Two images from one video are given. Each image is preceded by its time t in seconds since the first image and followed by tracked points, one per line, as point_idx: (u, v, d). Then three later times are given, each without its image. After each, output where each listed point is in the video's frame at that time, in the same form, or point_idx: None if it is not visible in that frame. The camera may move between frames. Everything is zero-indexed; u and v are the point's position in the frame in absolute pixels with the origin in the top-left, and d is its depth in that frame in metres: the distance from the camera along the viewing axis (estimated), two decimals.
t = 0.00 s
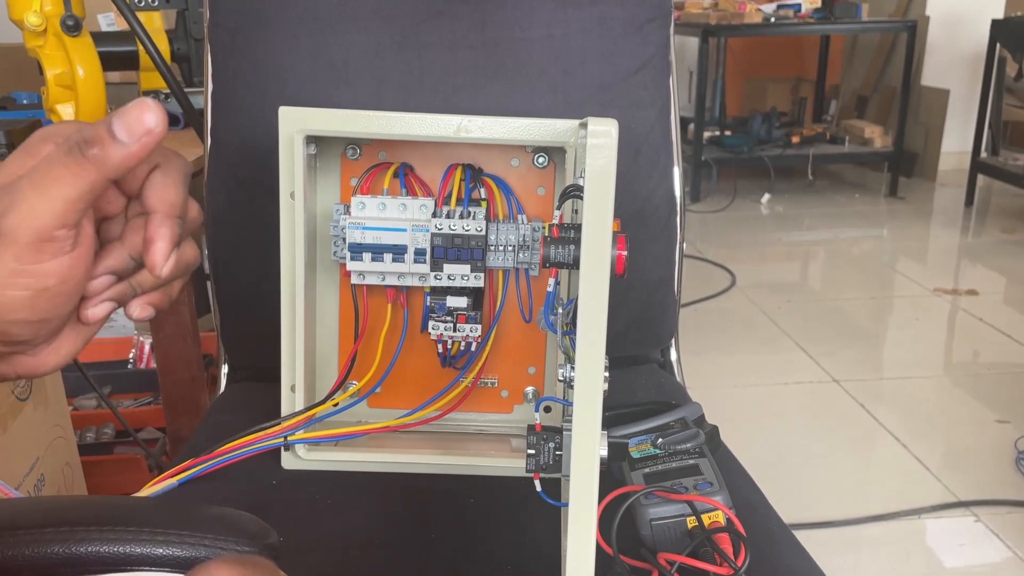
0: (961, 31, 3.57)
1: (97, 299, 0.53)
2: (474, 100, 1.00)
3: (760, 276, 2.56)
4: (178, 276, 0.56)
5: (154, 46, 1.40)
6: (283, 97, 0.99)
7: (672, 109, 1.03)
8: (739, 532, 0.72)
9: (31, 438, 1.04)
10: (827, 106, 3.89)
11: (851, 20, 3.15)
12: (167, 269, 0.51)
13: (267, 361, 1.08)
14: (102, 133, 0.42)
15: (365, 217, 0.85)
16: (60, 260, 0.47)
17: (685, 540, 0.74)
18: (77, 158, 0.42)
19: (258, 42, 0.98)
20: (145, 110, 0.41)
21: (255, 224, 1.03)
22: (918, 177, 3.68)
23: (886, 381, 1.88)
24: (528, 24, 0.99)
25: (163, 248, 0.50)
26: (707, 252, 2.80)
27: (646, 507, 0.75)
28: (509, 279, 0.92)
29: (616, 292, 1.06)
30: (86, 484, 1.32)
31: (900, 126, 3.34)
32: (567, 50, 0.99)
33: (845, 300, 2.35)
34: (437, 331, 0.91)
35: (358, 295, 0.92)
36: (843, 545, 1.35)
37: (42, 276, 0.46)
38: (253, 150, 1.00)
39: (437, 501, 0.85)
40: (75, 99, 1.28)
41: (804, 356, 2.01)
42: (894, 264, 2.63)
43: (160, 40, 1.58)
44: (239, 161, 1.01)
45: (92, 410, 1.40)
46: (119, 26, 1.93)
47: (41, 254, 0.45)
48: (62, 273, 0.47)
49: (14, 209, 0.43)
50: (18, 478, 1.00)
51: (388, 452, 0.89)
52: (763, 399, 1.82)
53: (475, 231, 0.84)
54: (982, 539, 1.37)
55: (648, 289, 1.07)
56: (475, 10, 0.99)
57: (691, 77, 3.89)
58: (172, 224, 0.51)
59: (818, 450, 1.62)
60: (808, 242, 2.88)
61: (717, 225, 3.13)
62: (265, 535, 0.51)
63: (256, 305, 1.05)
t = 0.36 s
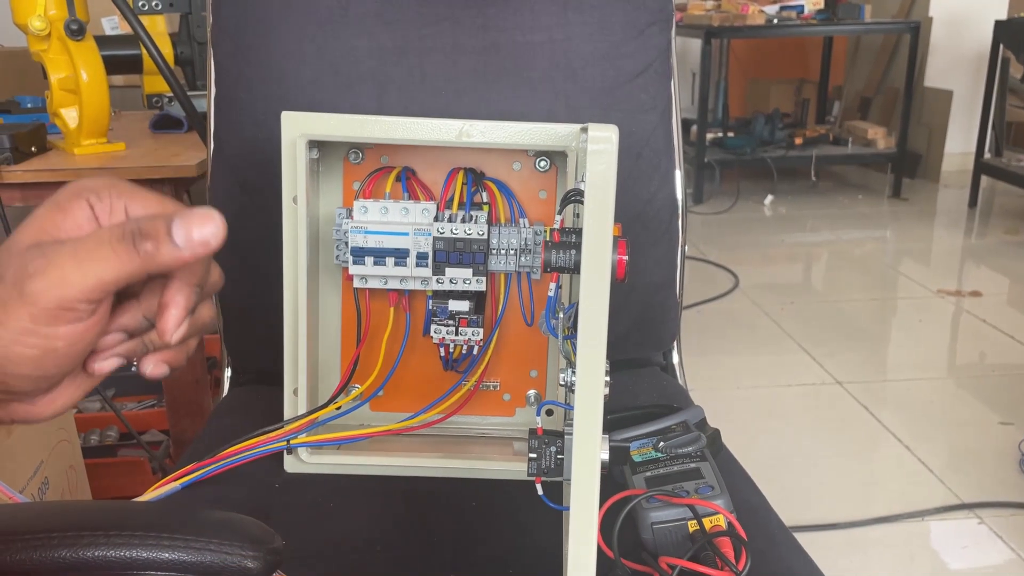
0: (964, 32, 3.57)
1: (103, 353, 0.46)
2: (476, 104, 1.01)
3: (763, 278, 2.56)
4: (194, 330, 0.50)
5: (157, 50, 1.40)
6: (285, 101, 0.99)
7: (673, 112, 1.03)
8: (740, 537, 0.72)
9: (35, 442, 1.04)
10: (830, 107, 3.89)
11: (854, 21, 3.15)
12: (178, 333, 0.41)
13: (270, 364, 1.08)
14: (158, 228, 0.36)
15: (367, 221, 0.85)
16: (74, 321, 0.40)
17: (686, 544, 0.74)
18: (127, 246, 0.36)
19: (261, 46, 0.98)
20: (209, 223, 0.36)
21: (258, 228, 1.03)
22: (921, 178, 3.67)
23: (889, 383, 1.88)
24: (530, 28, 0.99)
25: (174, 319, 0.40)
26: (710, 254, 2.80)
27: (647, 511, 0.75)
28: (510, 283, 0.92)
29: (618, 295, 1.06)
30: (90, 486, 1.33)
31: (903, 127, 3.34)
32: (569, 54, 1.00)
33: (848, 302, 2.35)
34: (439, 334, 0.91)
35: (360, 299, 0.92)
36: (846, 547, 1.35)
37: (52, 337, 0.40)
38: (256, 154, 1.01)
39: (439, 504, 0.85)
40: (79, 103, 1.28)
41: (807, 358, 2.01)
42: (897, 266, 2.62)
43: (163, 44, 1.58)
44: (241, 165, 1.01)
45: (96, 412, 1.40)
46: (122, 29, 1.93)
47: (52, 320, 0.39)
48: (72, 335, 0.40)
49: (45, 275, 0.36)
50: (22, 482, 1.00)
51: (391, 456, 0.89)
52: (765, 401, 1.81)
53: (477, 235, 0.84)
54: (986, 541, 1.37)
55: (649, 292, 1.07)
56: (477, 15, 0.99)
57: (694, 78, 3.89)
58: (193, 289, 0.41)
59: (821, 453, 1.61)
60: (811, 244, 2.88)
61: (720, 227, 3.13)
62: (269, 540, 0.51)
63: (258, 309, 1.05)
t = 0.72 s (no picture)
0: (966, 33, 3.56)
1: None
2: (477, 108, 1.01)
3: (766, 280, 2.56)
4: (109, 437, 0.26)
5: (159, 54, 1.40)
6: (287, 105, 0.99)
7: (676, 115, 1.03)
8: (742, 543, 0.71)
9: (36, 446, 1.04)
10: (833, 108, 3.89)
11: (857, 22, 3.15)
12: (72, 456, 0.25)
13: (272, 369, 1.08)
14: (15, 340, 0.21)
15: (368, 225, 0.85)
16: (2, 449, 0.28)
17: (687, 549, 0.74)
18: None
19: (262, 50, 0.98)
20: (86, 340, 0.21)
21: (260, 232, 1.03)
22: (925, 179, 3.66)
23: (893, 385, 1.87)
24: (532, 31, 0.99)
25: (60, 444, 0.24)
26: (713, 256, 2.80)
27: (649, 516, 0.75)
28: (512, 286, 0.92)
29: (620, 298, 1.06)
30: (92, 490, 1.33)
31: (906, 128, 3.33)
32: (570, 57, 1.00)
33: (852, 303, 2.34)
34: (440, 338, 0.91)
35: (361, 303, 0.92)
36: (850, 550, 1.34)
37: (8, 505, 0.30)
38: (258, 157, 1.00)
39: (440, 509, 0.85)
40: (81, 106, 1.28)
41: (810, 360, 2.01)
42: (901, 267, 2.62)
43: (165, 47, 1.58)
44: (243, 170, 1.01)
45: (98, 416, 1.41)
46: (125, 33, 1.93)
47: None
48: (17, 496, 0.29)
49: None
50: (23, 486, 1.00)
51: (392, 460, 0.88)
52: (769, 403, 1.81)
53: (478, 238, 0.84)
54: (990, 544, 1.36)
55: (652, 296, 1.07)
56: (478, 19, 0.99)
57: (696, 80, 3.89)
58: (98, 403, 0.24)
59: (825, 456, 1.61)
60: (814, 245, 2.87)
61: (723, 229, 3.12)
62: (250, 544, 0.50)
63: (260, 313, 1.05)
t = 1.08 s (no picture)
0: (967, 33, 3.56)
1: None
2: (478, 110, 1.01)
3: (769, 281, 2.56)
4: None
5: (161, 58, 1.40)
6: (288, 108, 0.99)
7: (677, 116, 1.02)
8: (744, 545, 0.71)
9: (38, 450, 1.04)
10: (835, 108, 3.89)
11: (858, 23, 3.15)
12: None
13: (273, 371, 1.08)
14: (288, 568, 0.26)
15: (369, 227, 0.85)
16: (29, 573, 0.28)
17: (689, 552, 0.73)
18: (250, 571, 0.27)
19: (263, 53, 0.98)
20: None
21: (261, 235, 1.03)
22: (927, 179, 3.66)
23: (895, 386, 1.87)
24: (533, 33, 0.99)
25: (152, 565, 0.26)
26: (714, 256, 2.80)
27: (651, 519, 0.75)
28: (513, 288, 0.92)
29: (622, 300, 1.06)
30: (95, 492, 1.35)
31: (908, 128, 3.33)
32: (571, 58, 0.99)
33: (855, 304, 2.34)
34: (442, 340, 0.91)
35: (363, 305, 0.92)
36: (853, 552, 1.34)
37: None
38: (259, 160, 1.00)
39: (442, 512, 0.85)
40: (83, 109, 1.28)
41: (813, 361, 2.00)
42: (903, 268, 2.61)
43: (166, 51, 1.59)
44: (244, 173, 1.01)
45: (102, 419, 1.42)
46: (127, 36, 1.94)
47: None
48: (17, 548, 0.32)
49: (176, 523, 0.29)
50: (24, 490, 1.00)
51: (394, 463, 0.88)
52: (771, 404, 1.81)
53: (480, 240, 0.84)
54: (994, 545, 1.35)
55: (654, 298, 1.07)
56: (479, 21, 0.99)
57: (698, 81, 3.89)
58: None
59: (828, 457, 1.60)
60: (816, 246, 2.87)
61: (726, 230, 3.12)
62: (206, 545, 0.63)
63: (262, 316, 1.05)
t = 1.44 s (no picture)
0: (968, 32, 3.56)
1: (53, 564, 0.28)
2: (478, 111, 1.01)
3: (770, 281, 2.55)
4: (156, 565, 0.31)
5: (161, 60, 1.40)
6: (287, 110, 0.99)
7: (678, 116, 1.02)
8: (745, 546, 0.71)
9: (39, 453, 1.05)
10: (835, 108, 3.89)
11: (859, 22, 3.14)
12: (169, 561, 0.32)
13: (274, 373, 1.08)
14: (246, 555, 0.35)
15: (369, 228, 0.85)
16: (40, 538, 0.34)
17: (690, 553, 0.73)
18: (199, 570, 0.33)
19: (263, 55, 0.98)
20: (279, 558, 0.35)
21: (261, 236, 1.03)
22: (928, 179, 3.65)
23: (897, 386, 1.86)
24: (532, 34, 0.99)
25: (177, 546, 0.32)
26: (716, 257, 2.80)
27: (651, 520, 0.74)
28: (514, 289, 0.91)
29: (623, 301, 1.06)
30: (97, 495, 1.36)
31: (909, 128, 3.33)
32: (572, 59, 0.99)
33: (856, 304, 2.34)
34: (442, 341, 0.91)
35: (364, 306, 0.92)
36: (856, 552, 1.34)
37: None
38: (259, 162, 1.00)
39: (442, 514, 0.85)
40: (84, 111, 1.28)
41: (814, 361, 2.00)
42: (905, 268, 2.61)
43: (166, 53, 1.59)
44: (244, 174, 1.01)
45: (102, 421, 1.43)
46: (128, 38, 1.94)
47: None
48: None
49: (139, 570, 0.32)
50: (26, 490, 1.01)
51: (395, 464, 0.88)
52: (774, 405, 1.80)
53: (480, 241, 0.84)
54: (996, 545, 1.35)
55: (655, 298, 1.07)
56: (479, 22, 0.99)
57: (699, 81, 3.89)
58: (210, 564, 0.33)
59: (830, 457, 1.60)
60: (818, 246, 2.86)
61: (727, 230, 3.12)
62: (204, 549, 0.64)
63: (262, 317, 1.05)
